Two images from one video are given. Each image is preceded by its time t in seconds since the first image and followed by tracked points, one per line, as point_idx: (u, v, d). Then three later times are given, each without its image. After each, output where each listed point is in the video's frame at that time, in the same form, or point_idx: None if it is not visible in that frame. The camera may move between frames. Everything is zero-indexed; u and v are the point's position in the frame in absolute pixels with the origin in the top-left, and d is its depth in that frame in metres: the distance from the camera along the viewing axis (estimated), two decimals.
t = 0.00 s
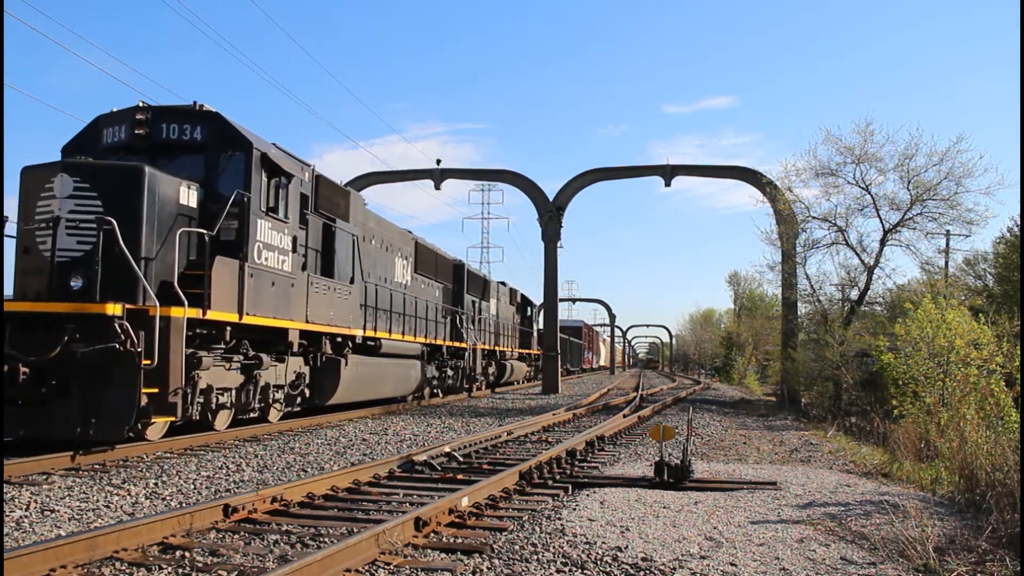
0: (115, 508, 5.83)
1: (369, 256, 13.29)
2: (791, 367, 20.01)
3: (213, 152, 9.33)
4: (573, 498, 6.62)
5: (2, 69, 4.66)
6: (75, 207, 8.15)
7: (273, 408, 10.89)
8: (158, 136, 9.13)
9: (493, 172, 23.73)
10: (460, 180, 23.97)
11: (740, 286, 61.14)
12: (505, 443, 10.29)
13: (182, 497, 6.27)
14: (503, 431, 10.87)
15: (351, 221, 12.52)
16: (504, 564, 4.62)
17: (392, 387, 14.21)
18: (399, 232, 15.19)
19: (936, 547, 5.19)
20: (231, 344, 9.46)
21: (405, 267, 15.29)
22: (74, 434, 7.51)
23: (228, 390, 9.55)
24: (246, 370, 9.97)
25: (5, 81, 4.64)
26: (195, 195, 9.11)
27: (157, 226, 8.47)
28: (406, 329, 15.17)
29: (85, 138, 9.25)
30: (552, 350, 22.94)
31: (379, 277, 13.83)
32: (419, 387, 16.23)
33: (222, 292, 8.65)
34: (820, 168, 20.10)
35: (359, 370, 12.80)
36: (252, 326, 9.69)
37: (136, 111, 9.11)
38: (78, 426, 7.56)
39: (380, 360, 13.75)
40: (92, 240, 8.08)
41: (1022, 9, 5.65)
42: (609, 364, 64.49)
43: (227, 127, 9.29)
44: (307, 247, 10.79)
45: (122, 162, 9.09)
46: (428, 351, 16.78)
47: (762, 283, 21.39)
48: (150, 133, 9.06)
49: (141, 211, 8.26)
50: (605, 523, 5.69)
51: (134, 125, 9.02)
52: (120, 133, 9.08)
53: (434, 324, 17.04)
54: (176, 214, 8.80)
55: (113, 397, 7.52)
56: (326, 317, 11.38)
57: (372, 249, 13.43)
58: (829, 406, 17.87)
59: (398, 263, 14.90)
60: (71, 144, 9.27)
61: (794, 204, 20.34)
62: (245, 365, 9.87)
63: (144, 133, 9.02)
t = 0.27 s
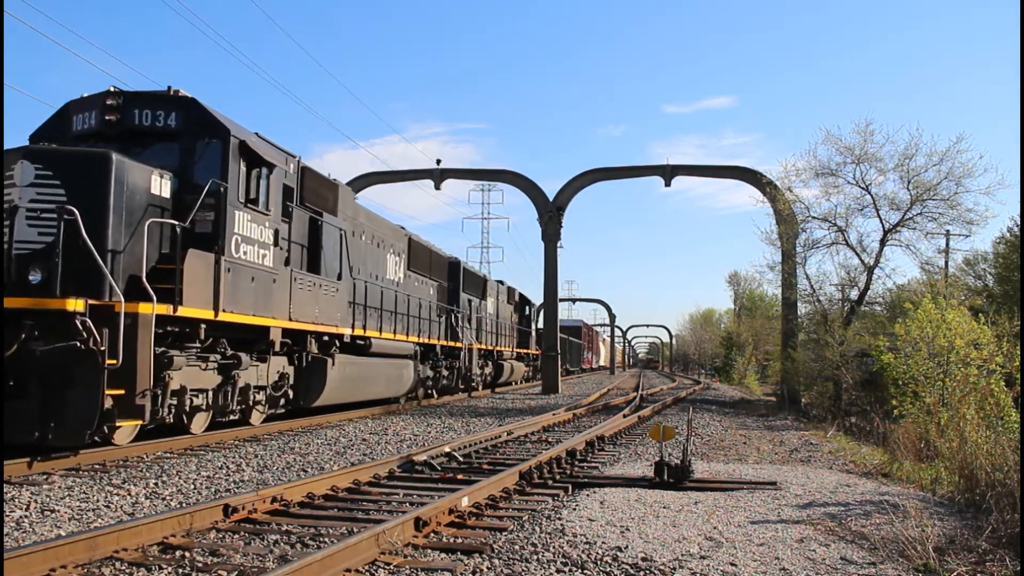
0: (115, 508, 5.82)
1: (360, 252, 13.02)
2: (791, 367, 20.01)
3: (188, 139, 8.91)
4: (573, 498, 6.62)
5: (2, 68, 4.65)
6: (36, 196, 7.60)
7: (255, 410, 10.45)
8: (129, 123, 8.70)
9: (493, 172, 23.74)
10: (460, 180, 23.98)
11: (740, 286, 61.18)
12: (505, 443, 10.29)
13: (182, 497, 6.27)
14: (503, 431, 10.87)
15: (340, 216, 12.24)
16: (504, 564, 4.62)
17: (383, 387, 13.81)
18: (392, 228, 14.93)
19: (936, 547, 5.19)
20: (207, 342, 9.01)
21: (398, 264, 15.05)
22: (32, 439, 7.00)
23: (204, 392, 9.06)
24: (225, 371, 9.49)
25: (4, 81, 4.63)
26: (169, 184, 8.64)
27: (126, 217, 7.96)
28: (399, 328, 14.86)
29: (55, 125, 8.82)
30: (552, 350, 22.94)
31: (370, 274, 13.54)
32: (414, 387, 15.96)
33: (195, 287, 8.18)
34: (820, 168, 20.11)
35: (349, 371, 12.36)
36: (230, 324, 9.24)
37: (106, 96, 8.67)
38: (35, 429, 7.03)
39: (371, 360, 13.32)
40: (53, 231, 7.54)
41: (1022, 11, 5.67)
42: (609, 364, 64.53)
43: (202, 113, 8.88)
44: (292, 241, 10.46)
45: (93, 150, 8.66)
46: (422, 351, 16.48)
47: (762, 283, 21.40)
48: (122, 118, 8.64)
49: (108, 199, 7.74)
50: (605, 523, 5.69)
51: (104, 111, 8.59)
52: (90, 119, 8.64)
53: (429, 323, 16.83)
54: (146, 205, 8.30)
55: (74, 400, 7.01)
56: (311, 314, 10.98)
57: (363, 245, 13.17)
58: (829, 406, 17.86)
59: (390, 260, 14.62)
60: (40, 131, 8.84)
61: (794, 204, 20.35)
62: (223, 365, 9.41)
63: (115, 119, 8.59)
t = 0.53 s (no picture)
0: (115, 508, 5.83)
1: (348, 248, 12.79)
2: (791, 367, 20.01)
3: (159, 125, 8.56)
4: (573, 498, 6.62)
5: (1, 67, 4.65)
6: None
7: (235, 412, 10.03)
8: (97, 108, 8.40)
9: (493, 172, 23.75)
10: (460, 180, 23.98)
11: (740, 286, 61.22)
12: (505, 443, 10.29)
13: (182, 497, 6.27)
14: (503, 431, 10.88)
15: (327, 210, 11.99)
16: (504, 564, 4.62)
17: (371, 387, 13.46)
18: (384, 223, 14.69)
19: (935, 547, 5.19)
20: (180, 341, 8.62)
21: (389, 261, 14.82)
22: None
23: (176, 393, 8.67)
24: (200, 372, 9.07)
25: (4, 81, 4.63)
26: (138, 173, 8.29)
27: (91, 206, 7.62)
28: (389, 327, 14.59)
29: (23, 109, 8.57)
30: (552, 351, 22.95)
31: (360, 270, 13.28)
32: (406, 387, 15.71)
33: (166, 282, 7.77)
34: (820, 168, 20.12)
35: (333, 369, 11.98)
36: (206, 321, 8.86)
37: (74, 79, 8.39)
38: None
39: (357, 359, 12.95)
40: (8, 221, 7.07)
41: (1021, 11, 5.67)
42: (609, 364, 64.57)
43: (174, 98, 8.53)
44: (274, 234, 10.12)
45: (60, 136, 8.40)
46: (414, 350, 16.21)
47: (762, 283, 21.41)
48: (89, 103, 8.35)
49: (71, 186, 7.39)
50: (605, 523, 5.69)
51: (71, 96, 8.33)
52: (57, 104, 8.38)
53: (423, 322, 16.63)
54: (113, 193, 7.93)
55: (28, 401, 6.66)
56: (295, 312, 10.62)
57: (352, 240, 12.94)
58: (829, 406, 17.85)
59: (381, 256, 14.36)
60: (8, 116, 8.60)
61: (794, 204, 20.35)
62: (199, 365, 8.99)
63: (82, 104, 8.31)
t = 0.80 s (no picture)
0: (115, 508, 5.83)
1: (337, 243, 12.52)
2: (791, 367, 20.00)
3: (127, 109, 8.23)
4: (573, 498, 6.63)
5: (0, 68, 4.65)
6: None
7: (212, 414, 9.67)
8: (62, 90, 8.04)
9: (493, 172, 23.75)
10: (460, 180, 23.98)
11: (740, 286, 61.28)
12: (505, 443, 10.30)
13: (182, 497, 6.27)
14: (503, 431, 10.88)
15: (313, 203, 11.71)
16: (504, 564, 4.62)
17: (358, 389, 13.07)
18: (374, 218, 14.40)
19: (935, 547, 5.19)
20: (149, 340, 8.20)
21: (381, 257, 14.56)
22: None
23: (144, 395, 8.24)
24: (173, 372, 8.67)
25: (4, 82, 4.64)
26: (103, 159, 7.99)
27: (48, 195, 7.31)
28: (380, 325, 14.29)
29: None
30: (552, 351, 22.96)
31: (348, 266, 12.98)
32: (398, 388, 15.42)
33: (131, 277, 7.37)
34: (820, 168, 20.12)
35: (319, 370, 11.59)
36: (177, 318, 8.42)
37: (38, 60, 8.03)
38: None
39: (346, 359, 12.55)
40: None
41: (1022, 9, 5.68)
42: (609, 364, 64.60)
43: (144, 80, 8.20)
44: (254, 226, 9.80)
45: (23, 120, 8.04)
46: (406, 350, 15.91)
47: (762, 283, 21.41)
48: (53, 85, 7.99)
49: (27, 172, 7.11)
50: (605, 523, 5.70)
51: (33, 77, 7.95)
52: (19, 87, 8.00)
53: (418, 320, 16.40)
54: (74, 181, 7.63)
55: None
56: (277, 309, 10.21)
57: (341, 235, 12.68)
58: (829, 406, 17.85)
59: (370, 252, 14.07)
60: None
61: (794, 204, 20.35)
62: (171, 365, 8.61)
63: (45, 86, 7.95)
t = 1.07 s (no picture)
0: (115, 508, 5.83)
1: (324, 238, 12.17)
2: (791, 367, 20.00)
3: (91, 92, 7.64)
4: (573, 498, 6.63)
5: None
6: None
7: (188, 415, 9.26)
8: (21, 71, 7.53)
9: (493, 172, 23.76)
10: (460, 180, 23.99)
11: (740, 286, 61.61)
12: (505, 443, 10.30)
13: (182, 497, 6.27)
14: (503, 431, 10.88)
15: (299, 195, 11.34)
16: (504, 564, 4.62)
17: (347, 390, 12.61)
18: (365, 213, 14.04)
19: (936, 547, 5.19)
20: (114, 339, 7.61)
21: (371, 253, 14.21)
22: None
23: (108, 397, 7.69)
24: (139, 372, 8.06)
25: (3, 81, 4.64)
26: (64, 144, 7.37)
27: None
28: (371, 324, 13.92)
29: None
30: (551, 350, 22.98)
31: (337, 262, 12.61)
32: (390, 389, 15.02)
33: (90, 269, 6.74)
34: (820, 168, 20.13)
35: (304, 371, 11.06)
36: (144, 315, 7.82)
37: None
38: None
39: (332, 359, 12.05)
40: None
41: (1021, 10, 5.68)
42: (609, 364, 64.67)
43: (109, 61, 7.62)
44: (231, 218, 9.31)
45: None
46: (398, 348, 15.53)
47: (762, 283, 21.42)
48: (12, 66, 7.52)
49: None
50: (605, 523, 5.69)
51: None
52: None
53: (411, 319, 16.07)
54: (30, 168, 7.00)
55: None
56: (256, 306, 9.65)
57: (329, 230, 12.34)
58: (829, 406, 17.85)
59: (361, 248, 13.70)
60: None
61: (794, 204, 20.35)
62: (138, 365, 8.03)
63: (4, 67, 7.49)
